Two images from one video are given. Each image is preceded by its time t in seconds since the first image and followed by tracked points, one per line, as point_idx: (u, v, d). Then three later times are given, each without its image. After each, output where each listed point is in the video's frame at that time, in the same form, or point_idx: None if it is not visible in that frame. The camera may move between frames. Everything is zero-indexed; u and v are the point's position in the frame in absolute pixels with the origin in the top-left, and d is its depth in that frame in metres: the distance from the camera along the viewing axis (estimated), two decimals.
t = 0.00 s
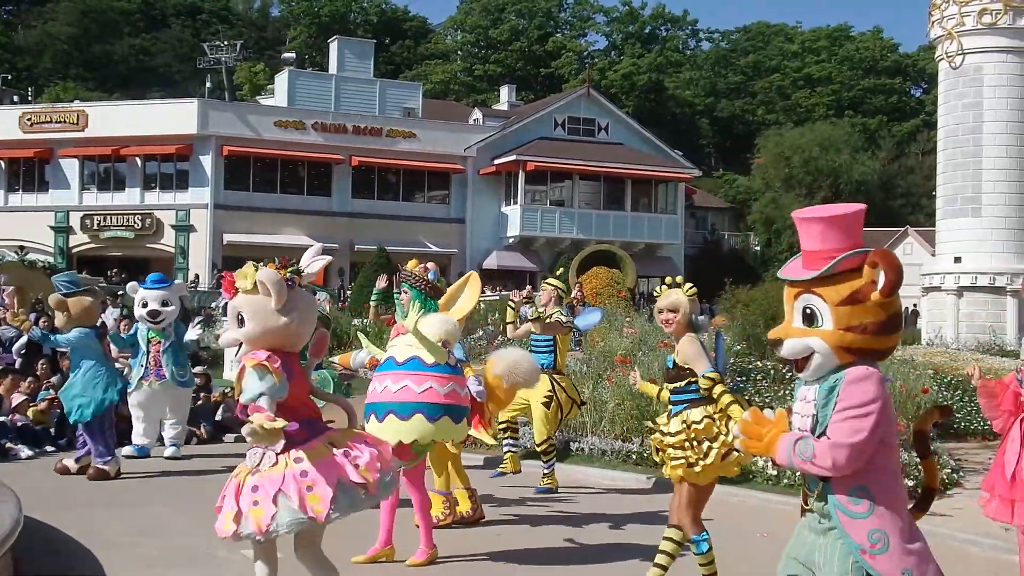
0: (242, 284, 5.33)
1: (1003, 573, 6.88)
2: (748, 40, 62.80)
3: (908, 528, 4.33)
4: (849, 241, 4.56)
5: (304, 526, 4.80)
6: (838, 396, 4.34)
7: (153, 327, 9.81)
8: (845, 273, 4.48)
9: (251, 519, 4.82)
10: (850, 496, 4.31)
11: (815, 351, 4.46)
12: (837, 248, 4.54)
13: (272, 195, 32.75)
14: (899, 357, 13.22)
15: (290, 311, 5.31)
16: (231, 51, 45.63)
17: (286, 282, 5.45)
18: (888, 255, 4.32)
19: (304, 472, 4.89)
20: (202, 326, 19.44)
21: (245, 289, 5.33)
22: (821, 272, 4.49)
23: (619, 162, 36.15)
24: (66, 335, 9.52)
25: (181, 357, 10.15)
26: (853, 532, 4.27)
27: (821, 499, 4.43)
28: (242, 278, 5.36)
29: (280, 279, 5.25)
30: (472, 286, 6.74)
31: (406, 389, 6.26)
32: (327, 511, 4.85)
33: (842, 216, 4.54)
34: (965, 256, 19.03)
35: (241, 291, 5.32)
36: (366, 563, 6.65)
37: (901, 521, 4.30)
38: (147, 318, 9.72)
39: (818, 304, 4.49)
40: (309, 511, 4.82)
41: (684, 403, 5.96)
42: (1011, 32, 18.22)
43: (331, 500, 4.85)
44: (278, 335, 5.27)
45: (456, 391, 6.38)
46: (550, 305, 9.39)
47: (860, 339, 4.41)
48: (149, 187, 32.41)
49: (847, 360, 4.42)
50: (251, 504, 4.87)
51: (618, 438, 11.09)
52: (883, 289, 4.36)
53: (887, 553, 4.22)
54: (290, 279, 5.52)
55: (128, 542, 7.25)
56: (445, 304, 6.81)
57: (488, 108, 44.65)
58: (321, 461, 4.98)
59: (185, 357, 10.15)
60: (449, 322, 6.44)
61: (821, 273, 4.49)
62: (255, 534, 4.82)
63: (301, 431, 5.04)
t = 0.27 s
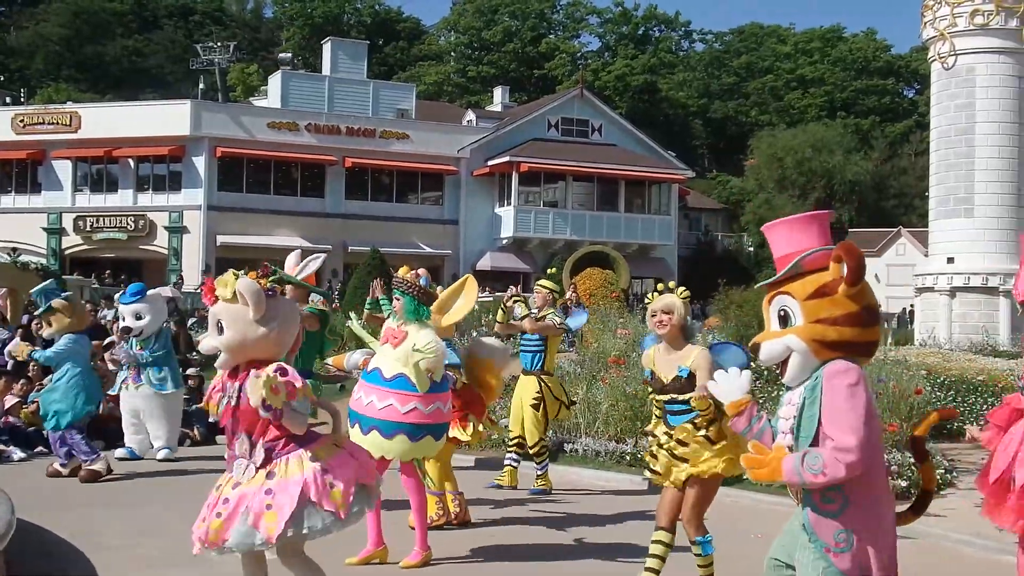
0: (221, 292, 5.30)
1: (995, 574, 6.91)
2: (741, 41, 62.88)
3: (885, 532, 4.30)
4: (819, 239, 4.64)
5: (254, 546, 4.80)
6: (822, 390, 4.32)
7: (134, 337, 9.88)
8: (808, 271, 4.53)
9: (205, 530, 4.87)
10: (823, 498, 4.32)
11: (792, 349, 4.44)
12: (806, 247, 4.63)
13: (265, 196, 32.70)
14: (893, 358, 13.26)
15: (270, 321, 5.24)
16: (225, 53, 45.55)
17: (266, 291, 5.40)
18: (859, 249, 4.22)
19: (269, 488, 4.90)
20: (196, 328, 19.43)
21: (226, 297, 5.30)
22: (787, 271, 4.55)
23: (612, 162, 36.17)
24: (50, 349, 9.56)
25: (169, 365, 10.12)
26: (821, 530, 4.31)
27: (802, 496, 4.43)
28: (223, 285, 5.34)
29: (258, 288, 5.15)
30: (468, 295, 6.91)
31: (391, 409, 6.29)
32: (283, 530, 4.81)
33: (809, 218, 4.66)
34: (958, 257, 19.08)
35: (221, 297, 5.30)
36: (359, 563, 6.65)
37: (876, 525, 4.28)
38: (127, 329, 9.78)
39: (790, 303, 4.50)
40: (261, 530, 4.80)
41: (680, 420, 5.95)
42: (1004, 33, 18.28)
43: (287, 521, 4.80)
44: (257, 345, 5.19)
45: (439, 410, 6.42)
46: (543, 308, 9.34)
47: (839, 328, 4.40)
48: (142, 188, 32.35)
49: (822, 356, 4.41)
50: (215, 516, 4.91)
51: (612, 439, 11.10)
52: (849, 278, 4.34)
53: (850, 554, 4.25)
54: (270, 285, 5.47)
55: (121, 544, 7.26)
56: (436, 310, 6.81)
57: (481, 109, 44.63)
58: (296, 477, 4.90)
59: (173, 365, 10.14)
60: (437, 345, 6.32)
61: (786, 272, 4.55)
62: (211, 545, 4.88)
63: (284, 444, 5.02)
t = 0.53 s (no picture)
0: (230, 282, 5.36)
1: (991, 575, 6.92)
2: (737, 42, 62.92)
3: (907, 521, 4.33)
4: (828, 254, 4.57)
5: (268, 531, 4.79)
6: (815, 395, 4.43)
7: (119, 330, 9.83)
8: (826, 286, 4.49)
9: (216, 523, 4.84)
10: (844, 493, 4.33)
11: (799, 366, 4.47)
12: (815, 262, 4.56)
13: (262, 196, 32.68)
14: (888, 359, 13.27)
15: (280, 308, 5.27)
16: (221, 53, 45.50)
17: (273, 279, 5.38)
18: (867, 265, 4.47)
19: (272, 474, 4.87)
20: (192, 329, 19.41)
21: (234, 286, 5.34)
22: (803, 287, 4.50)
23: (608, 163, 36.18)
24: (38, 344, 9.50)
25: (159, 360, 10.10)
26: (854, 527, 4.26)
27: (817, 502, 4.45)
28: (231, 276, 5.40)
29: (267, 274, 5.19)
30: (456, 292, 6.66)
31: (396, 387, 6.26)
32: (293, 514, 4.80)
33: (818, 233, 4.55)
34: (954, 258, 19.10)
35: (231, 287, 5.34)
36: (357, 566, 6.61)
37: (897, 511, 4.30)
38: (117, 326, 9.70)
39: (802, 320, 4.50)
40: (271, 515, 4.79)
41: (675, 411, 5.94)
42: (999, 35, 18.30)
43: (297, 500, 4.79)
44: (264, 334, 5.22)
45: (445, 389, 6.37)
46: (536, 308, 9.32)
47: (844, 350, 4.43)
48: (138, 189, 32.30)
49: (829, 371, 4.45)
50: (220, 504, 4.89)
51: (608, 439, 11.09)
52: (863, 300, 4.45)
53: (891, 543, 4.23)
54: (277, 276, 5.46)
55: (116, 544, 7.24)
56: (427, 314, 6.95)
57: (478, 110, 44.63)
58: (299, 463, 4.90)
59: (162, 360, 10.12)
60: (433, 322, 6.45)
61: (807, 288, 4.49)
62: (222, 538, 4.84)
63: (280, 434, 5.00)
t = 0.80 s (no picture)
0: (243, 282, 5.36)
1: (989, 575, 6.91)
2: (736, 42, 62.94)
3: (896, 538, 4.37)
4: (836, 255, 4.56)
5: (243, 531, 4.82)
6: (820, 403, 4.41)
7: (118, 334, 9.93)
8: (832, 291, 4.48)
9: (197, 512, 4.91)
10: (837, 504, 4.36)
11: (805, 368, 4.45)
12: (822, 265, 4.54)
13: (260, 197, 32.67)
14: (887, 359, 13.26)
15: (295, 307, 5.32)
16: (219, 55, 45.47)
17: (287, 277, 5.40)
18: (877, 271, 4.41)
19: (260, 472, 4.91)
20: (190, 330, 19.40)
21: (249, 285, 5.35)
22: (814, 288, 4.47)
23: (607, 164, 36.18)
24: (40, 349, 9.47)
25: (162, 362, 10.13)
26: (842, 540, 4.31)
27: (808, 506, 4.47)
28: (245, 275, 5.40)
29: (282, 274, 5.27)
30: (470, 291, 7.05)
31: (390, 412, 6.29)
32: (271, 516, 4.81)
33: (831, 234, 4.52)
34: (952, 258, 19.09)
35: (244, 287, 5.34)
36: (355, 565, 6.60)
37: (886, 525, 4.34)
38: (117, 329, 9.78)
39: (811, 323, 4.49)
40: (247, 517, 4.80)
41: (678, 416, 5.85)
42: (997, 35, 18.31)
43: (274, 509, 4.79)
44: (281, 333, 5.28)
45: (435, 411, 6.44)
46: (532, 312, 9.29)
47: (849, 353, 4.44)
48: (137, 190, 32.29)
49: (835, 375, 4.44)
50: (206, 494, 4.94)
51: (607, 440, 11.08)
52: (872, 305, 4.43)
53: (881, 557, 4.26)
54: (292, 274, 5.46)
55: (113, 546, 7.23)
56: (436, 306, 6.93)
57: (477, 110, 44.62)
58: (291, 470, 4.92)
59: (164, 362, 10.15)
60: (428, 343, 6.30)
61: (816, 291, 4.47)
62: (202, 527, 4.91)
63: (284, 436, 5.04)
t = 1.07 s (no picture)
0: (258, 279, 5.38)
1: None
2: (735, 43, 62.99)
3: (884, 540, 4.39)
4: (797, 250, 4.68)
5: (256, 516, 4.82)
6: (827, 399, 4.34)
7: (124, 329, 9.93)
8: (800, 280, 4.55)
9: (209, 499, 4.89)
10: (829, 506, 4.35)
11: (793, 362, 4.45)
12: (785, 262, 4.66)
13: (259, 198, 32.66)
14: (886, 361, 13.26)
15: (307, 306, 5.32)
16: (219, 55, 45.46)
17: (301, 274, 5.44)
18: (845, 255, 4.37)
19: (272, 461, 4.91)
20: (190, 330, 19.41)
21: (263, 283, 5.38)
22: (779, 282, 4.54)
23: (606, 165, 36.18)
24: (39, 346, 9.53)
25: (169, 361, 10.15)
26: (826, 539, 4.34)
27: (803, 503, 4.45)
28: (259, 273, 5.43)
29: (294, 273, 5.25)
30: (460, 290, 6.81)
31: (391, 391, 6.28)
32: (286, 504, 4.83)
33: (788, 231, 4.71)
34: (951, 259, 19.08)
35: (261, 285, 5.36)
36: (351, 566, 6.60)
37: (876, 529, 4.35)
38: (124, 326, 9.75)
39: (787, 316, 4.52)
40: (263, 502, 4.83)
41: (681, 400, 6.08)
42: (996, 37, 18.31)
43: (290, 497, 4.82)
44: (293, 331, 5.27)
45: (441, 390, 6.34)
46: (531, 315, 9.32)
47: (836, 338, 4.43)
48: (136, 190, 32.28)
49: (823, 363, 4.43)
50: (218, 481, 4.93)
51: (606, 441, 11.08)
52: (840, 286, 4.44)
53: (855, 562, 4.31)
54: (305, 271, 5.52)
55: (111, 546, 7.24)
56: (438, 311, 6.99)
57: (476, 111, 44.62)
58: (305, 459, 4.93)
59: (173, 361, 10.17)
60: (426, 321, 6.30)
61: (775, 286, 4.57)
62: (213, 514, 4.88)
63: (292, 430, 5.05)
